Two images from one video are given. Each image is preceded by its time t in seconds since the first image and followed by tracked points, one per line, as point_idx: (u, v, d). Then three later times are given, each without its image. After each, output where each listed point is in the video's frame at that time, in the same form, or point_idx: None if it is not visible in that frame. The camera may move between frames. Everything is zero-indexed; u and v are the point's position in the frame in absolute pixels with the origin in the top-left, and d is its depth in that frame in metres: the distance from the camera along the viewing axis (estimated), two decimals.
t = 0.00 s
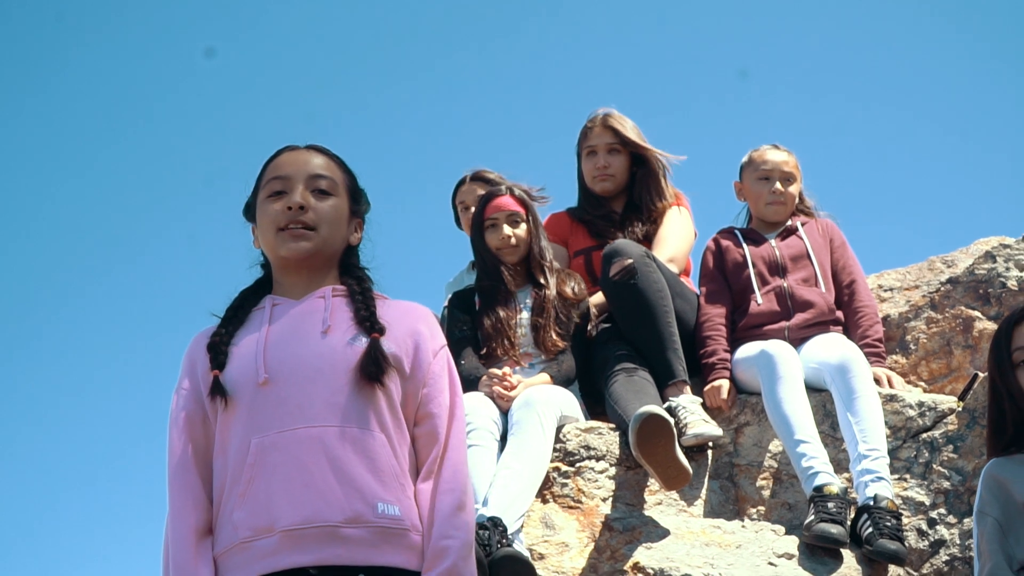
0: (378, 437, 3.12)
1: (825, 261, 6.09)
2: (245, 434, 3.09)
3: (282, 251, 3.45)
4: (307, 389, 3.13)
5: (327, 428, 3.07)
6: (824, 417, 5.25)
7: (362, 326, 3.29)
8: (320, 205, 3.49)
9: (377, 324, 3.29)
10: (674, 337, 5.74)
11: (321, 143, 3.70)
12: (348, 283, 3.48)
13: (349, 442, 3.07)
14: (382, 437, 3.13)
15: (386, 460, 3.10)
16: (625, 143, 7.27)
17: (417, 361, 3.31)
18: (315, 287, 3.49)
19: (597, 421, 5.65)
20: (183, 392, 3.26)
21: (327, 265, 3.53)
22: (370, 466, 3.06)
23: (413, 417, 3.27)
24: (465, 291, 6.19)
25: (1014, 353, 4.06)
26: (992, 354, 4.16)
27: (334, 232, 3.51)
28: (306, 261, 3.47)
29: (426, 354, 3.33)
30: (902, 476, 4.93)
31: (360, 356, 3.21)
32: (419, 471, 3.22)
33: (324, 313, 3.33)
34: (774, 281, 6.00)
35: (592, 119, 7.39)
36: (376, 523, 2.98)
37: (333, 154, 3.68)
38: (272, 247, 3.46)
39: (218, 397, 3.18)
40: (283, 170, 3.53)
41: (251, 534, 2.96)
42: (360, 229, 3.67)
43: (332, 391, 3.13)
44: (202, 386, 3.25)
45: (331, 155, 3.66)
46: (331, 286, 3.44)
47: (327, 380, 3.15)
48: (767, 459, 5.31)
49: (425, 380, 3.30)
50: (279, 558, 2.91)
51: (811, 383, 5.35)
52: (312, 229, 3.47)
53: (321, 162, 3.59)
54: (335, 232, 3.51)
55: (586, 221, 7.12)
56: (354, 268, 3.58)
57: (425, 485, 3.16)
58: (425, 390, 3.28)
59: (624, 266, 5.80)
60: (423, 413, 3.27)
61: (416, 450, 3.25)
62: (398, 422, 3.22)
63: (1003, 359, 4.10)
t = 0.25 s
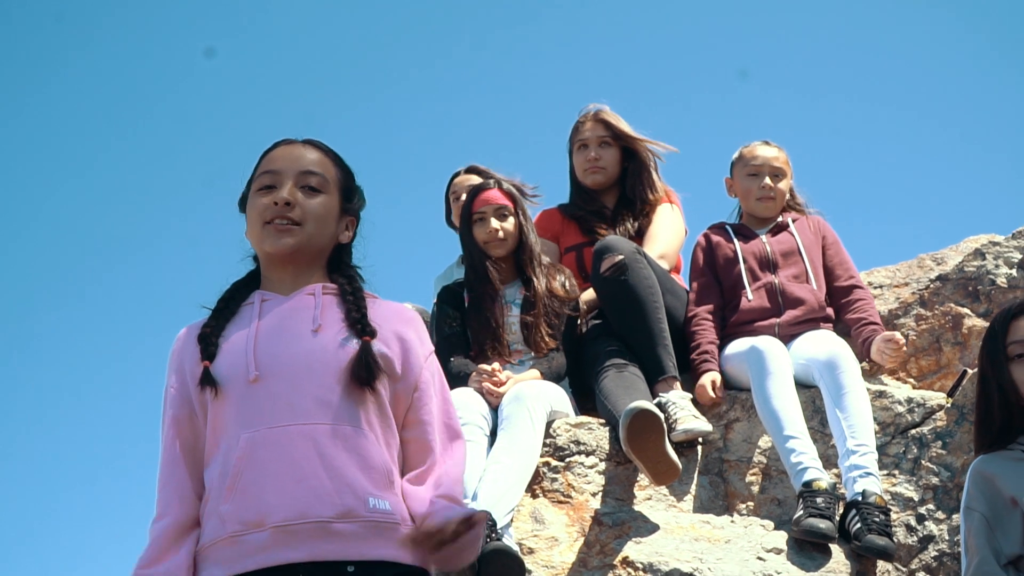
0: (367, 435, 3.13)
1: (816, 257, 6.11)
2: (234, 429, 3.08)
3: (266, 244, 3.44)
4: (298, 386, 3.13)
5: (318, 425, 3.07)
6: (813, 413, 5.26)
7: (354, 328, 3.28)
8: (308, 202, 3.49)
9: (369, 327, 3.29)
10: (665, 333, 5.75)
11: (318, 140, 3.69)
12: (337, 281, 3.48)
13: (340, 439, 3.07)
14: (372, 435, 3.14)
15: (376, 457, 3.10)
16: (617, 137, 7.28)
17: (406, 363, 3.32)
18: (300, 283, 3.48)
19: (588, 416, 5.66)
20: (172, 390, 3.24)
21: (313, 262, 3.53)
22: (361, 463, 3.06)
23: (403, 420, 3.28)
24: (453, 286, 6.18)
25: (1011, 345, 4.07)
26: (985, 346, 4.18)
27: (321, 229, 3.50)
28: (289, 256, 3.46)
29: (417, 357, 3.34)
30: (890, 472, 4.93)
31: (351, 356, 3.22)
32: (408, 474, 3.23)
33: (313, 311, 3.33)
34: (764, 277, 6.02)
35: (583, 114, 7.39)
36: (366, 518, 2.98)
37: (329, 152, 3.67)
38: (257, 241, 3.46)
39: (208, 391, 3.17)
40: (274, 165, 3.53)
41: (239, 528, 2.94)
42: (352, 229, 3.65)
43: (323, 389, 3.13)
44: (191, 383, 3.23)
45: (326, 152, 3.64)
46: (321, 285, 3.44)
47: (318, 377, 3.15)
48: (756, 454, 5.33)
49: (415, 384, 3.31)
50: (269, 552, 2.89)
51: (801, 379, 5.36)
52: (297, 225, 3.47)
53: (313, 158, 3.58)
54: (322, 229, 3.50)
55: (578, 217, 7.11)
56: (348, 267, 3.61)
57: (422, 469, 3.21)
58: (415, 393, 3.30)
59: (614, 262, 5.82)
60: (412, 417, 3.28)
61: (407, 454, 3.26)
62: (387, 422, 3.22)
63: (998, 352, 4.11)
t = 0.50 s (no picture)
0: (350, 424, 3.03)
1: (807, 255, 6.11)
2: (215, 419, 3.00)
3: (256, 239, 3.35)
4: (278, 375, 3.03)
5: (300, 414, 2.97)
6: (805, 412, 5.27)
7: (336, 319, 3.18)
8: (302, 199, 3.40)
9: (350, 318, 3.19)
10: (657, 331, 5.76)
11: (315, 136, 3.61)
12: (321, 275, 3.39)
13: (322, 428, 2.98)
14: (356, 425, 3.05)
15: (359, 446, 3.01)
16: (609, 136, 7.28)
17: (393, 351, 3.21)
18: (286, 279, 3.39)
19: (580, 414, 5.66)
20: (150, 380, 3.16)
21: (299, 258, 3.44)
22: (343, 451, 2.97)
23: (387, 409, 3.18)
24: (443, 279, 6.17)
25: (1011, 340, 4.09)
26: (984, 341, 4.20)
27: (312, 228, 3.42)
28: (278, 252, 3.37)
29: (400, 346, 3.23)
30: (882, 470, 4.95)
31: (331, 346, 3.12)
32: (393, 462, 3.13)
33: (296, 302, 3.24)
34: (756, 276, 6.02)
35: (575, 113, 7.39)
36: (349, 507, 2.89)
37: (325, 149, 3.58)
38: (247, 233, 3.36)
39: (188, 380, 3.08)
40: (271, 157, 3.43)
41: (223, 519, 2.86)
42: (338, 226, 3.57)
43: (304, 377, 3.04)
44: (170, 373, 3.14)
45: (322, 149, 3.56)
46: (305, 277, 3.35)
47: (299, 367, 3.06)
48: (748, 452, 5.33)
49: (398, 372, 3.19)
50: (251, 542, 2.82)
51: (792, 377, 5.37)
52: (289, 222, 3.38)
53: (311, 156, 3.50)
54: (314, 228, 3.42)
55: (571, 217, 7.12)
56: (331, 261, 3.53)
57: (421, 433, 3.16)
58: (400, 383, 3.18)
59: (607, 260, 5.83)
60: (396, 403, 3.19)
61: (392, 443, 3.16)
62: (370, 411, 3.11)
63: (998, 348, 4.12)
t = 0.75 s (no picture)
0: (348, 432, 3.04)
1: (800, 254, 6.12)
2: (213, 420, 2.96)
3: (256, 245, 3.33)
4: (279, 380, 3.02)
5: (300, 419, 2.97)
6: (799, 410, 5.28)
7: (334, 326, 3.19)
8: (304, 206, 3.38)
9: (348, 327, 3.21)
10: (651, 329, 5.75)
11: (311, 138, 3.57)
12: (314, 282, 3.39)
13: (322, 435, 2.97)
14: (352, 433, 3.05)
15: (356, 455, 3.01)
16: (603, 136, 7.28)
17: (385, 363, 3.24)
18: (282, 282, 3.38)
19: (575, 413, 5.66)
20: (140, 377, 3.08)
21: (297, 263, 3.44)
22: (342, 459, 2.97)
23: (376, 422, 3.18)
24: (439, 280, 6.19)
25: (1011, 340, 4.09)
26: (983, 338, 4.20)
27: (312, 235, 3.41)
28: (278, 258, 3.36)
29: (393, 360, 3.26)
30: (876, 468, 4.95)
31: (331, 353, 3.12)
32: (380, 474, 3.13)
33: (292, 307, 3.23)
34: (749, 275, 6.03)
35: (569, 113, 7.39)
36: (348, 514, 2.89)
37: (322, 152, 3.56)
38: (247, 238, 3.34)
39: (183, 379, 3.03)
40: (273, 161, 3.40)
41: (221, 520, 2.82)
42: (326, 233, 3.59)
43: (305, 383, 3.03)
44: (162, 370, 3.07)
45: (318, 152, 3.53)
46: (298, 282, 3.33)
47: (299, 372, 3.05)
48: (742, 450, 5.33)
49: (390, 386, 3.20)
50: (251, 546, 2.78)
51: (787, 376, 5.37)
52: (290, 229, 3.36)
53: (311, 160, 3.47)
54: (313, 234, 3.41)
55: (566, 217, 7.12)
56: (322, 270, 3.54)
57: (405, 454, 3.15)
58: (391, 396, 3.19)
59: (602, 259, 5.82)
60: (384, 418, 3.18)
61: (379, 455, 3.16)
62: (361, 420, 3.11)
63: (998, 346, 4.12)
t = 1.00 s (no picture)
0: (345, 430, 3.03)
1: (794, 250, 6.11)
2: (211, 415, 2.93)
3: (260, 242, 3.29)
4: (279, 378, 3.00)
5: (301, 417, 2.95)
6: (793, 407, 5.28)
7: (333, 324, 3.19)
8: (307, 203, 3.34)
9: (346, 324, 3.21)
10: (645, 326, 5.75)
11: (307, 132, 3.52)
12: (312, 279, 3.38)
13: (321, 433, 2.96)
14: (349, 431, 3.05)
15: (353, 454, 3.01)
16: (596, 130, 7.27)
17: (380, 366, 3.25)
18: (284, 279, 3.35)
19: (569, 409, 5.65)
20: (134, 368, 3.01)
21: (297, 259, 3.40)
22: (340, 458, 2.96)
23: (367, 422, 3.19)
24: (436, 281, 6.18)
25: (998, 340, 4.11)
26: (973, 338, 4.21)
27: (314, 231, 3.38)
28: (282, 254, 3.32)
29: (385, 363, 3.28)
30: (870, 465, 4.95)
31: (331, 351, 3.12)
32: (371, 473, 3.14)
33: (291, 303, 3.21)
34: (744, 271, 6.02)
35: (563, 109, 7.39)
36: (345, 513, 2.88)
37: (319, 146, 3.52)
38: (250, 235, 3.30)
39: (182, 373, 2.98)
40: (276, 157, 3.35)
41: (219, 517, 2.79)
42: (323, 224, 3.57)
43: (305, 380, 3.02)
44: (159, 362, 3.01)
45: (316, 146, 3.48)
46: (297, 278, 3.31)
47: (299, 370, 3.03)
48: (736, 447, 5.33)
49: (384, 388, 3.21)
50: (248, 543, 2.76)
51: (781, 373, 5.37)
52: (294, 226, 3.32)
53: (312, 155, 3.43)
54: (315, 231, 3.38)
55: (560, 212, 7.11)
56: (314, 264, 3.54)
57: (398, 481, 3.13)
58: (384, 398, 3.20)
59: (596, 255, 5.80)
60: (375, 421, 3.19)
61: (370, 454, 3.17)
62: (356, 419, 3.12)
63: (987, 345, 4.13)
